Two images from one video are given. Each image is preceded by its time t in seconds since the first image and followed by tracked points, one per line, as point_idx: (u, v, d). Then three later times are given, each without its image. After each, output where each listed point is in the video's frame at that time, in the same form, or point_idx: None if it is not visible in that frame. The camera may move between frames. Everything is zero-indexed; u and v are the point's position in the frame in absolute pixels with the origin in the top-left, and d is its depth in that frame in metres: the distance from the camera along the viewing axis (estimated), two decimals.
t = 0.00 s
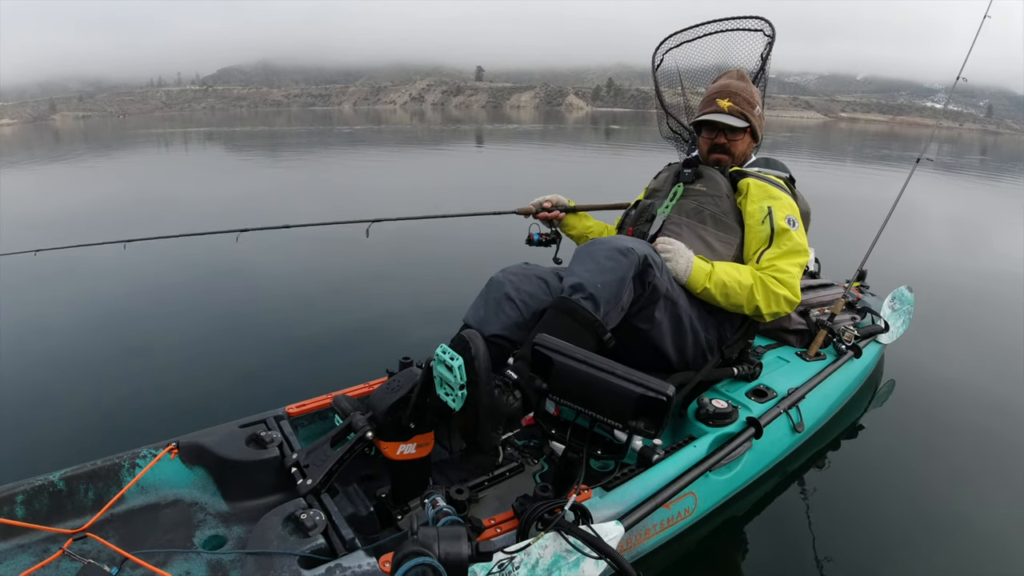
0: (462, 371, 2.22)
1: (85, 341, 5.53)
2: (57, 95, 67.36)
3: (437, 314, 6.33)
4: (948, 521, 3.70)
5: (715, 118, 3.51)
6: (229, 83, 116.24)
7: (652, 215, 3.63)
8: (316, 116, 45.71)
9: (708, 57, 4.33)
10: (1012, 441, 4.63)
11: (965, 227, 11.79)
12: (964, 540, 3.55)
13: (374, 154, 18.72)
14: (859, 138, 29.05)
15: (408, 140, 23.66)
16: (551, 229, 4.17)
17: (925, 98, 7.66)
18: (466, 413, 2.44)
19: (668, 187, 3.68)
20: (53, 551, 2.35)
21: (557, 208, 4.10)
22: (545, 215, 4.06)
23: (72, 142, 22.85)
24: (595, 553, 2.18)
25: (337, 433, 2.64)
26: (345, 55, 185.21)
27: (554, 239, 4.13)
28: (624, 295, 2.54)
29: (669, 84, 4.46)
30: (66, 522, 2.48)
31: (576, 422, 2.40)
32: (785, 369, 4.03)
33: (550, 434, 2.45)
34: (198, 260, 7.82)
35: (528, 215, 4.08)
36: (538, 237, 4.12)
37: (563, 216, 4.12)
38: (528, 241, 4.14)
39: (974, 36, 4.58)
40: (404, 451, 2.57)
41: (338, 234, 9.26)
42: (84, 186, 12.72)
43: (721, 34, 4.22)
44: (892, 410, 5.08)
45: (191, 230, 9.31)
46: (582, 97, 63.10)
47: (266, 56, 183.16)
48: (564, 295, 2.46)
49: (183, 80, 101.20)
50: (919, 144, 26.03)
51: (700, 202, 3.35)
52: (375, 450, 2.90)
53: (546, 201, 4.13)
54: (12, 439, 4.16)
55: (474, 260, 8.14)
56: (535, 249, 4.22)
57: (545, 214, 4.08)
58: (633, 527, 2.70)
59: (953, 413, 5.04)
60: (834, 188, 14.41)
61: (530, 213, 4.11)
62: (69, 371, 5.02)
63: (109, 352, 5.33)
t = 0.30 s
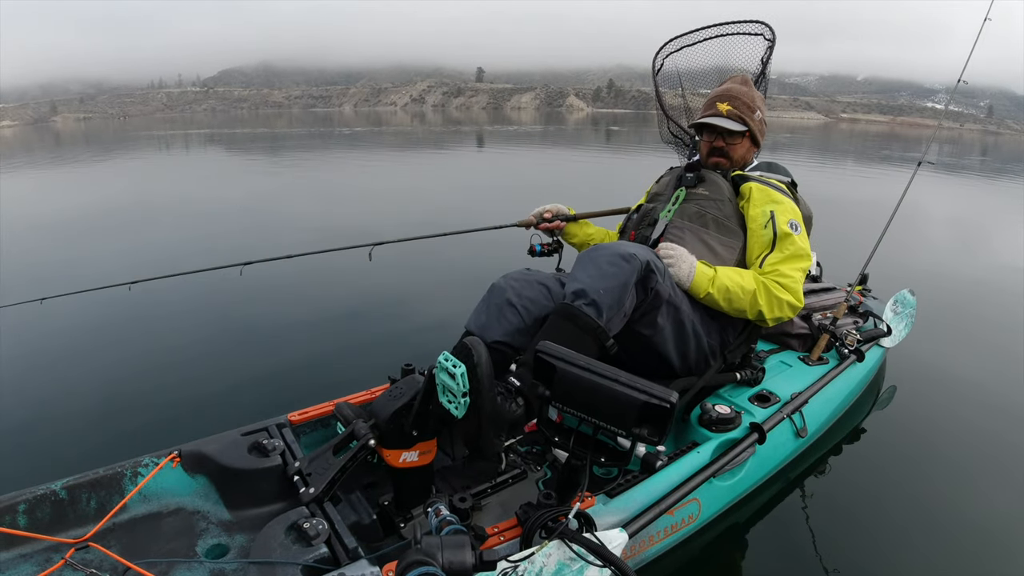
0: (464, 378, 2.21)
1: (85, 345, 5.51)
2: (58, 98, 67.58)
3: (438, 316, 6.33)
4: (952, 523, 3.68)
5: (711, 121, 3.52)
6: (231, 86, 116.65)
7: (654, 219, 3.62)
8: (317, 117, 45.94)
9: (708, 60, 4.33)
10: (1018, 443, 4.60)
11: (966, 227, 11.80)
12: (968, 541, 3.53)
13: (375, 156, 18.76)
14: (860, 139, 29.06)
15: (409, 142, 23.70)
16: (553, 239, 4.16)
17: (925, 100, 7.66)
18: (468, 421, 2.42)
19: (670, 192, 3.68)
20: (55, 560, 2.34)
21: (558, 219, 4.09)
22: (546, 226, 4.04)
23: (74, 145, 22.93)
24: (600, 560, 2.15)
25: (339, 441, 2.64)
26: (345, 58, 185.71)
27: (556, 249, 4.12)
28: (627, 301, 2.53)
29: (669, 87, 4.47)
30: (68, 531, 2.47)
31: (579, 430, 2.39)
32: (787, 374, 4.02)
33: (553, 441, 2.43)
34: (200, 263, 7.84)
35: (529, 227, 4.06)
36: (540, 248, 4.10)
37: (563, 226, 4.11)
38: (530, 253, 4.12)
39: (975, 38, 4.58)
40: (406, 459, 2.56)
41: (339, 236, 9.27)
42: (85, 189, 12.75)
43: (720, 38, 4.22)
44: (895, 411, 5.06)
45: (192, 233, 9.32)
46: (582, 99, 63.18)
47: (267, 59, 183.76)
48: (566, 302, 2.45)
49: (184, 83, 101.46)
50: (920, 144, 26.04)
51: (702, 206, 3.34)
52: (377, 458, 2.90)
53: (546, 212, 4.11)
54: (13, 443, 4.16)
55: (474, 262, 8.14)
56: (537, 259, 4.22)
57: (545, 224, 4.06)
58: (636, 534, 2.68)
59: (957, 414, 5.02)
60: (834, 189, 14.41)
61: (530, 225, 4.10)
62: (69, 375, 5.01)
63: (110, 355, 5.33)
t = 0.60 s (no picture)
0: (464, 379, 2.20)
1: (85, 346, 5.52)
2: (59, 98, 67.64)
3: (438, 316, 6.34)
4: (953, 523, 3.68)
5: (695, 117, 3.55)
6: (231, 86, 116.85)
7: (653, 219, 3.63)
8: (317, 117, 46.05)
9: (707, 61, 4.34)
10: (1018, 443, 4.60)
11: (965, 227, 11.82)
12: (968, 542, 3.53)
13: (376, 157, 18.80)
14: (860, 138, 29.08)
15: (409, 143, 23.74)
16: (552, 241, 4.16)
17: (926, 100, 7.65)
18: (469, 421, 2.42)
19: (670, 192, 3.69)
20: (55, 562, 2.35)
21: (557, 220, 4.09)
22: (545, 228, 4.03)
23: (75, 145, 22.97)
24: (600, 559, 2.15)
25: (339, 442, 2.65)
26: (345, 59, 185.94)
27: (556, 251, 4.13)
28: (626, 300, 2.54)
29: (667, 87, 4.48)
30: (68, 532, 2.48)
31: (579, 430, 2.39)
32: (787, 374, 4.02)
33: (553, 441, 2.43)
34: (201, 264, 7.85)
35: (528, 229, 4.06)
36: (539, 250, 4.11)
37: (563, 228, 4.11)
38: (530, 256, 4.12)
39: (974, 38, 4.58)
40: (407, 459, 2.56)
41: (340, 237, 9.29)
42: (86, 189, 12.77)
43: (719, 39, 4.24)
44: (895, 412, 5.07)
45: (193, 234, 9.34)
46: (582, 99, 63.21)
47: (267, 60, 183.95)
48: (566, 302, 2.46)
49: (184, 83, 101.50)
50: (919, 144, 26.09)
51: (701, 206, 3.34)
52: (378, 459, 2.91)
53: (545, 214, 4.11)
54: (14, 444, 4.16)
55: (474, 263, 8.15)
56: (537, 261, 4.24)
57: (545, 226, 4.06)
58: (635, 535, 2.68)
59: (957, 414, 5.02)
60: (834, 189, 14.43)
61: (530, 227, 4.10)
62: (69, 376, 5.01)
63: (110, 356, 5.34)
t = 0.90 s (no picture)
0: (462, 380, 2.20)
1: (86, 347, 5.52)
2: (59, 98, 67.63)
3: (438, 317, 6.35)
4: (953, 523, 3.67)
5: (692, 116, 3.57)
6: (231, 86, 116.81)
7: (653, 220, 3.63)
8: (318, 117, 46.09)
9: (707, 61, 4.34)
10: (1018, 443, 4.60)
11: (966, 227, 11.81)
12: (968, 541, 3.52)
13: (376, 157, 18.81)
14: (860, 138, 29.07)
15: (409, 142, 23.74)
16: (546, 220, 4.18)
17: (926, 100, 7.65)
18: (467, 423, 2.42)
19: (669, 193, 3.69)
20: (55, 564, 2.34)
21: (554, 200, 4.09)
22: (540, 205, 4.05)
23: (76, 145, 22.97)
24: (600, 561, 2.15)
25: (340, 444, 2.65)
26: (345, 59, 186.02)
27: (548, 229, 4.15)
28: (625, 302, 2.53)
29: (666, 88, 4.47)
30: (68, 534, 2.47)
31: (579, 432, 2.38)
32: (788, 374, 4.02)
33: (554, 442, 2.42)
34: (201, 264, 7.85)
35: (523, 203, 4.08)
36: (531, 226, 4.13)
37: (558, 208, 4.12)
38: (521, 230, 4.14)
39: (973, 39, 4.58)
40: (407, 461, 2.56)
41: (340, 237, 9.29)
42: (87, 189, 12.77)
43: (720, 39, 4.24)
44: (895, 412, 5.07)
45: (193, 234, 9.34)
46: (583, 99, 63.17)
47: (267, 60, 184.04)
48: (565, 303, 2.45)
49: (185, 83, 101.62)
50: (919, 144, 26.08)
51: (700, 207, 3.34)
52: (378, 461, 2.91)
53: (543, 191, 4.12)
54: (14, 445, 4.16)
55: (474, 264, 8.15)
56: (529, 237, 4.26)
57: (540, 204, 4.07)
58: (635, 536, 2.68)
59: (957, 415, 5.01)
60: (834, 189, 14.42)
61: (526, 202, 4.12)
62: (70, 377, 5.02)
63: (110, 357, 5.34)
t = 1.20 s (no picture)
0: (451, 382, 2.21)
1: (87, 348, 5.53)
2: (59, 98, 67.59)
3: (438, 318, 6.35)
4: (951, 524, 3.69)
5: (692, 114, 3.57)
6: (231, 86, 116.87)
7: (652, 221, 3.63)
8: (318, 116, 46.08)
9: (707, 62, 4.33)
10: (1016, 443, 4.61)
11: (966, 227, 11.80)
12: (966, 543, 3.54)
13: (377, 156, 18.79)
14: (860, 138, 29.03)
15: (409, 142, 23.72)
16: (544, 220, 4.18)
17: (926, 100, 7.63)
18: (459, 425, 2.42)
19: (669, 194, 3.68)
20: (55, 565, 2.35)
21: (551, 200, 4.08)
22: (538, 206, 4.04)
23: (76, 145, 22.94)
24: (600, 562, 2.14)
25: (339, 444, 2.65)
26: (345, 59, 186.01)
27: (546, 229, 4.15)
28: (621, 307, 2.54)
29: (666, 87, 4.48)
30: (68, 535, 2.47)
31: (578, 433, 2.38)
32: (787, 375, 4.01)
33: (553, 443, 2.42)
34: (201, 265, 7.86)
35: (520, 204, 4.08)
36: (528, 226, 4.13)
37: (555, 208, 4.11)
38: (518, 230, 4.15)
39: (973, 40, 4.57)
40: (406, 462, 2.56)
41: (340, 237, 9.29)
42: (87, 189, 12.76)
43: (719, 39, 4.23)
44: (894, 413, 5.07)
45: (193, 234, 9.34)
46: (583, 99, 63.16)
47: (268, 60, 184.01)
48: (561, 307, 2.45)
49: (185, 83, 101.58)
50: (920, 145, 26.06)
51: (699, 207, 3.34)
52: (378, 462, 2.90)
53: (540, 191, 4.12)
54: (14, 446, 4.17)
55: (474, 264, 8.16)
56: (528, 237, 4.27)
57: (537, 204, 4.06)
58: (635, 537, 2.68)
59: (956, 415, 5.02)
60: (834, 189, 14.41)
61: (523, 202, 4.11)
62: (70, 377, 5.02)
63: (110, 358, 5.35)
